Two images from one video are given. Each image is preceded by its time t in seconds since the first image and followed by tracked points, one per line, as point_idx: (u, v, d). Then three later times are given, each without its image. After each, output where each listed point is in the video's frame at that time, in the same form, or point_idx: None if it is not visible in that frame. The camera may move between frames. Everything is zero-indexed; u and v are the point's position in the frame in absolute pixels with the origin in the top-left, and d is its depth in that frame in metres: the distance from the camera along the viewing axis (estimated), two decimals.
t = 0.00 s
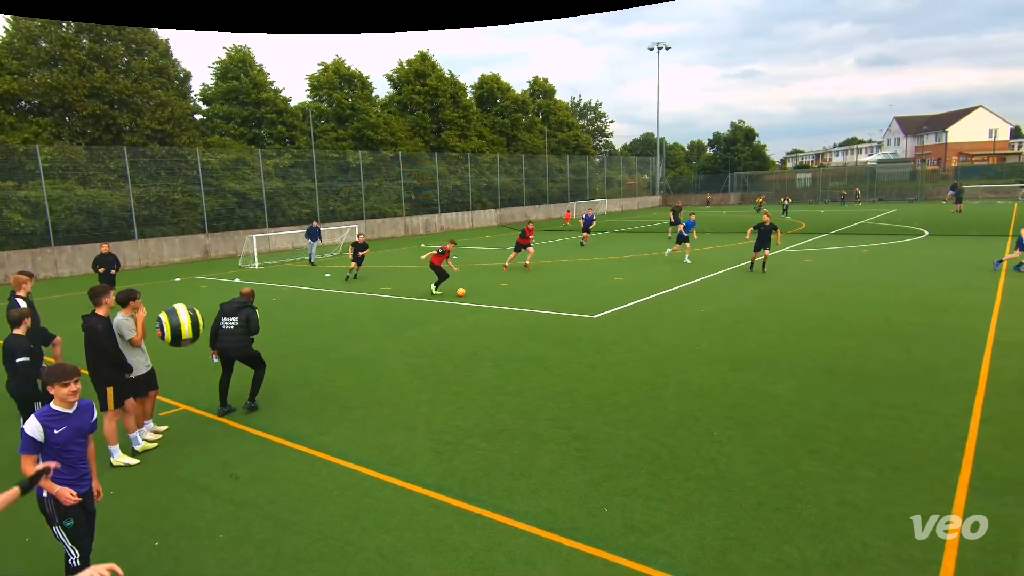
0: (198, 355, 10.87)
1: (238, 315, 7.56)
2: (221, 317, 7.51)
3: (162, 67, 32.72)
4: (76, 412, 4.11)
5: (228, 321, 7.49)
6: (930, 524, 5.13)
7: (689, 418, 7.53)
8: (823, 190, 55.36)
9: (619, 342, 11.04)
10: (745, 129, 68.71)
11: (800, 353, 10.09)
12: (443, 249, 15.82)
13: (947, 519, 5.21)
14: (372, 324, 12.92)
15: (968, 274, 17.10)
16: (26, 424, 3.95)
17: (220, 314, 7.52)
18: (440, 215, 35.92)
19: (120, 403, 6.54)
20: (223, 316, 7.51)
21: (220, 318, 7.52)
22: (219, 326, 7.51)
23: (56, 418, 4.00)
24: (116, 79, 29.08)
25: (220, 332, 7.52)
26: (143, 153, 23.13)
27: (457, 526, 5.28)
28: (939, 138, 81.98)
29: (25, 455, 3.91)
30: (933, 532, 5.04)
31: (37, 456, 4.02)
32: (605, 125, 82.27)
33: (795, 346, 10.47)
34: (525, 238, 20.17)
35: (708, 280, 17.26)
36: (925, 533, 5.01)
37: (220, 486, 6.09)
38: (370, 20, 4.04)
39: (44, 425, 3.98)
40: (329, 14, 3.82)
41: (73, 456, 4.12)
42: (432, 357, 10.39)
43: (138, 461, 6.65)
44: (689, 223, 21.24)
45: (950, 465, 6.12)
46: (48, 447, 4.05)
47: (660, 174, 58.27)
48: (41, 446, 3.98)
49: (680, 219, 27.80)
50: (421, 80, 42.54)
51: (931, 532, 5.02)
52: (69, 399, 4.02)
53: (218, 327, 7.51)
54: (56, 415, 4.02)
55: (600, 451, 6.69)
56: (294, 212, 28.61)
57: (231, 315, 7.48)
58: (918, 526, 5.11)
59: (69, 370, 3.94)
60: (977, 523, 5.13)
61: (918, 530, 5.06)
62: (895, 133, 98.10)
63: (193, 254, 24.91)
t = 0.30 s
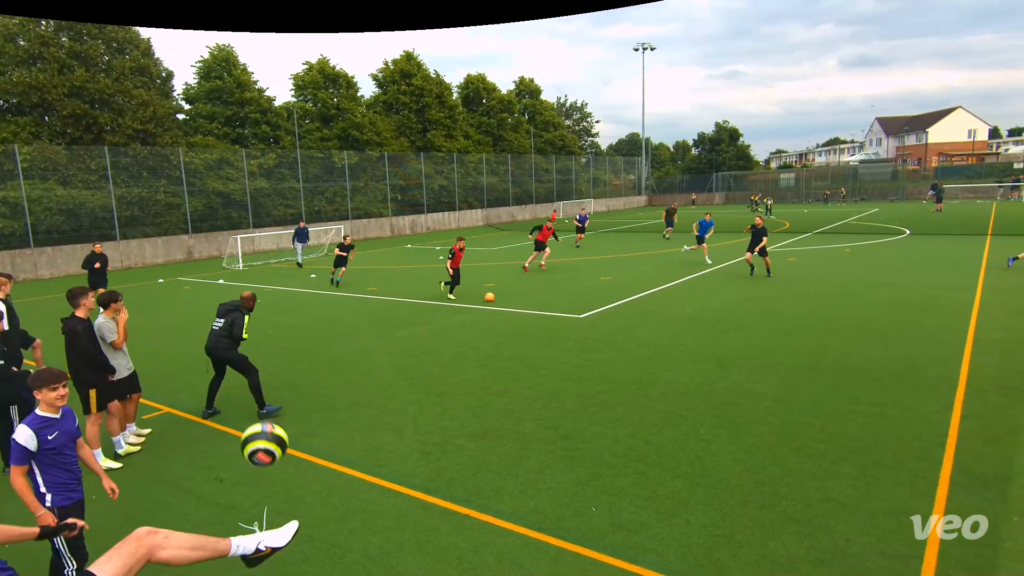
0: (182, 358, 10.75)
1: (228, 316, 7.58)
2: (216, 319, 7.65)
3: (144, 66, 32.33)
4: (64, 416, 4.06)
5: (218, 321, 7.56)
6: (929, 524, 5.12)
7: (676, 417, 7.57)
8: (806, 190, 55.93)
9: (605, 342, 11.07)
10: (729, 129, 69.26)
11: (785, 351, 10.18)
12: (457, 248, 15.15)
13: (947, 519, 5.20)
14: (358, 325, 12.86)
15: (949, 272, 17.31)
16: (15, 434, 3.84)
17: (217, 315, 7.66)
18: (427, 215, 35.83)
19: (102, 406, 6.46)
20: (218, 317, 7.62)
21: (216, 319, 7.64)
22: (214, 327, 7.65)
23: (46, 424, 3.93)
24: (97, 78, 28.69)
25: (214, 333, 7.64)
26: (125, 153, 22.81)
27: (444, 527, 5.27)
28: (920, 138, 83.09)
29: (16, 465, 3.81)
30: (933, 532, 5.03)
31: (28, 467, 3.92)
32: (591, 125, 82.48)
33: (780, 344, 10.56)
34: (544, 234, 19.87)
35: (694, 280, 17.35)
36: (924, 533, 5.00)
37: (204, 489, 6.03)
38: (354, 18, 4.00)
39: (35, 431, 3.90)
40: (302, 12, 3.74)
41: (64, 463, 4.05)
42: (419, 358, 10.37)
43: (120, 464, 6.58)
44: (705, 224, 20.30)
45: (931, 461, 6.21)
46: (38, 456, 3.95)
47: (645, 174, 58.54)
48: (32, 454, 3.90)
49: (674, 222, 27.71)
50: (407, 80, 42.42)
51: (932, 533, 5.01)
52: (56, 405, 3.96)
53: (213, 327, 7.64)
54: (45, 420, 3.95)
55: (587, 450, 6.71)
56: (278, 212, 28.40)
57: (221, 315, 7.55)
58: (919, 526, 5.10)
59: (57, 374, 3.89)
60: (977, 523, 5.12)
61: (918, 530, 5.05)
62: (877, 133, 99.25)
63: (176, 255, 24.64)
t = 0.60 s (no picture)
0: (165, 360, 10.63)
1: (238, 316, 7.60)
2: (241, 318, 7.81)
3: (126, 65, 31.96)
4: (52, 421, 3.99)
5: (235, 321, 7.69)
6: (930, 524, 5.11)
7: (662, 416, 7.61)
8: (790, 190, 56.45)
9: (592, 341, 11.10)
10: (714, 129, 69.72)
11: (770, 350, 10.27)
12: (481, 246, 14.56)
13: (947, 519, 5.19)
14: (344, 326, 12.79)
15: (930, 271, 17.55)
16: (3, 442, 3.75)
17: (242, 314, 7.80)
18: (413, 216, 35.72)
19: (83, 409, 6.38)
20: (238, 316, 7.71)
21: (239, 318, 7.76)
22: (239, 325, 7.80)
23: (35, 430, 3.86)
24: (77, 77, 28.29)
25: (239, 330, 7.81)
26: (106, 153, 22.51)
27: (432, 527, 5.26)
28: (901, 138, 84.20)
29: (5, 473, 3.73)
30: (934, 532, 5.02)
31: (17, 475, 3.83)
32: (577, 125, 82.67)
33: (764, 343, 10.66)
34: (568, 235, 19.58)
35: (681, 279, 17.44)
36: (925, 533, 5.00)
37: (188, 493, 5.97)
38: (337, 18, 3.97)
39: (24, 437, 3.82)
40: (284, 11, 3.72)
41: (54, 471, 3.97)
42: (406, 359, 10.34)
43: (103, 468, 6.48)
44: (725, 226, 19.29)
45: (913, 458, 6.30)
46: (28, 464, 3.87)
47: (631, 174, 58.76)
48: (21, 461, 3.81)
49: (668, 222, 27.64)
50: (392, 80, 42.27)
51: (932, 533, 5.00)
52: (45, 410, 3.90)
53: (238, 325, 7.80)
54: (33, 426, 3.87)
55: (574, 449, 6.72)
56: (263, 212, 28.17)
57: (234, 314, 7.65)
58: (919, 526, 5.10)
59: (44, 378, 3.85)
60: (978, 523, 5.11)
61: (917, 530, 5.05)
62: (859, 133, 100.30)
63: (159, 256, 24.36)
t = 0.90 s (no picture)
0: (149, 362, 10.53)
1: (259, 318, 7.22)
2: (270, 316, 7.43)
3: (108, 64, 31.58)
4: (45, 428, 3.96)
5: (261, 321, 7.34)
6: (929, 524, 5.11)
7: (649, 415, 7.64)
8: (775, 189, 56.94)
9: (580, 341, 11.13)
10: (700, 129, 70.13)
11: (756, 348, 10.35)
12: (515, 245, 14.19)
13: (947, 519, 5.19)
14: (331, 327, 12.73)
15: (913, 269, 17.76)
16: None
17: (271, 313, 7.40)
18: (400, 216, 35.62)
19: (66, 413, 6.31)
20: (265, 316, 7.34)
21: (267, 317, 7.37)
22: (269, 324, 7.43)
23: (28, 436, 3.82)
24: (58, 76, 27.89)
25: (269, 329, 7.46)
26: (88, 153, 22.21)
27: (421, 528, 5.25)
28: (884, 138, 85.21)
29: None
30: (933, 532, 5.01)
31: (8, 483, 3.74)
32: (563, 125, 82.84)
33: (750, 342, 10.74)
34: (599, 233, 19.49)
35: (667, 279, 17.53)
36: (925, 533, 4.99)
37: (173, 496, 5.90)
38: (320, 16, 3.94)
39: (17, 444, 3.77)
40: (268, 11, 3.70)
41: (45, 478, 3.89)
42: (393, 359, 10.31)
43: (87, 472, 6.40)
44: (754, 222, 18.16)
45: (898, 454, 6.37)
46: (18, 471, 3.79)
47: (618, 174, 58.96)
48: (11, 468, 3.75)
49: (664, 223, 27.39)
50: (378, 80, 42.11)
51: (930, 533, 5.00)
52: (39, 417, 3.89)
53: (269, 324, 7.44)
54: (26, 432, 3.84)
55: (562, 449, 6.73)
56: (248, 212, 27.95)
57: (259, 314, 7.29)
58: (917, 526, 5.10)
59: (39, 383, 3.87)
60: (977, 523, 5.10)
61: (917, 530, 5.04)
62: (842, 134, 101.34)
63: (143, 257, 24.09)
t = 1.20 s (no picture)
0: (132, 364, 10.40)
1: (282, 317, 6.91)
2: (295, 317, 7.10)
3: (88, 63, 31.17)
4: (45, 431, 3.86)
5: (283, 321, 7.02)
6: (930, 524, 5.10)
7: (636, 413, 7.69)
8: (759, 189, 57.44)
9: (566, 340, 11.16)
10: (685, 129, 70.56)
11: (741, 346, 10.46)
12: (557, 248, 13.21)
13: (947, 519, 5.18)
14: (317, 328, 12.66)
15: (895, 268, 18.00)
16: None
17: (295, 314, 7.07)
18: (386, 216, 35.49)
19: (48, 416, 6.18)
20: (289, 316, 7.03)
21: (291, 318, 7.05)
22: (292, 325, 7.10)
23: (26, 439, 3.73)
24: (37, 75, 27.48)
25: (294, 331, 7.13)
26: (68, 153, 21.90)
27: (408, 529, 5.24)
28: (866, 138, 86.33)
29: None
30: (934, 532, 5.00)
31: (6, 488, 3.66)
32: (550, 125, 83.03)
33: (735, 340, 10.84)
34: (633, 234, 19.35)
35: (653, 278, 17.63)
36: (925, 533, 4.98)
37: (157, 500, 5.84)
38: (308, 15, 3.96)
39: (14, 449, 3.68)
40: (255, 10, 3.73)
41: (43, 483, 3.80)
42: (380, 360, 10.27)
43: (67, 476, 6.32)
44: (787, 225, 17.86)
45: (880, 450, 6.46)
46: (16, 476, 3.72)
47: (604, 174, 59.17)
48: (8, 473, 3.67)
49: (665, 221, 27.07)
50: (364, 80, 41.92)
51: (931, 533, 4.98)
52: (38, 420, 3.79)
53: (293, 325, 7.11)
54: (24, 436, 3.75)
55: (548, 449, 6.75)
56: (232, 213, 27.70)
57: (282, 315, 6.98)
58: (918, 526, 5.08)
59: (41, 385, 3.75)
60: (977, 523, 5.10)
61: (916, 530, 5.04)
62: (825, 134, 102.38)
63: (125, 258, 23.81)
